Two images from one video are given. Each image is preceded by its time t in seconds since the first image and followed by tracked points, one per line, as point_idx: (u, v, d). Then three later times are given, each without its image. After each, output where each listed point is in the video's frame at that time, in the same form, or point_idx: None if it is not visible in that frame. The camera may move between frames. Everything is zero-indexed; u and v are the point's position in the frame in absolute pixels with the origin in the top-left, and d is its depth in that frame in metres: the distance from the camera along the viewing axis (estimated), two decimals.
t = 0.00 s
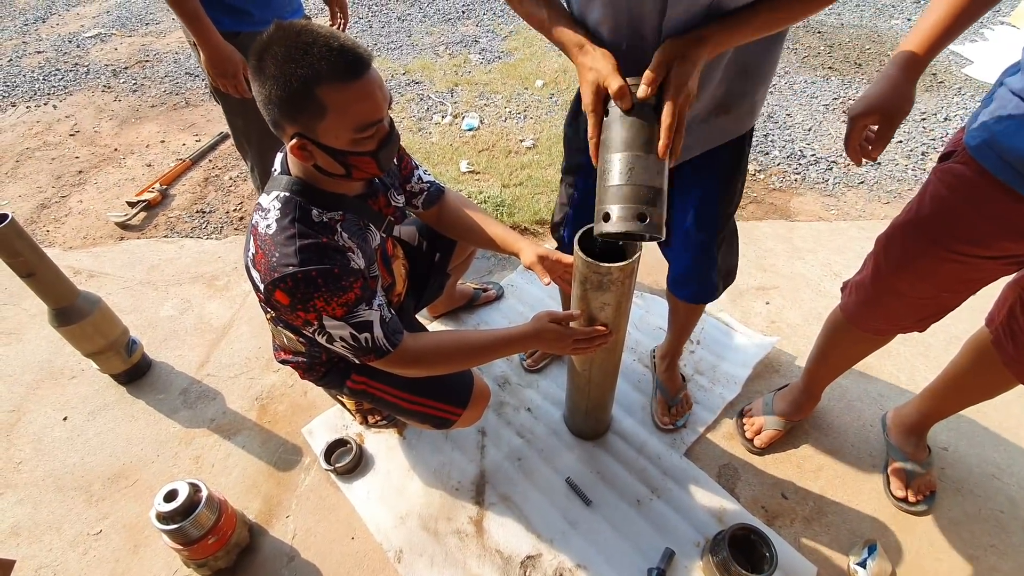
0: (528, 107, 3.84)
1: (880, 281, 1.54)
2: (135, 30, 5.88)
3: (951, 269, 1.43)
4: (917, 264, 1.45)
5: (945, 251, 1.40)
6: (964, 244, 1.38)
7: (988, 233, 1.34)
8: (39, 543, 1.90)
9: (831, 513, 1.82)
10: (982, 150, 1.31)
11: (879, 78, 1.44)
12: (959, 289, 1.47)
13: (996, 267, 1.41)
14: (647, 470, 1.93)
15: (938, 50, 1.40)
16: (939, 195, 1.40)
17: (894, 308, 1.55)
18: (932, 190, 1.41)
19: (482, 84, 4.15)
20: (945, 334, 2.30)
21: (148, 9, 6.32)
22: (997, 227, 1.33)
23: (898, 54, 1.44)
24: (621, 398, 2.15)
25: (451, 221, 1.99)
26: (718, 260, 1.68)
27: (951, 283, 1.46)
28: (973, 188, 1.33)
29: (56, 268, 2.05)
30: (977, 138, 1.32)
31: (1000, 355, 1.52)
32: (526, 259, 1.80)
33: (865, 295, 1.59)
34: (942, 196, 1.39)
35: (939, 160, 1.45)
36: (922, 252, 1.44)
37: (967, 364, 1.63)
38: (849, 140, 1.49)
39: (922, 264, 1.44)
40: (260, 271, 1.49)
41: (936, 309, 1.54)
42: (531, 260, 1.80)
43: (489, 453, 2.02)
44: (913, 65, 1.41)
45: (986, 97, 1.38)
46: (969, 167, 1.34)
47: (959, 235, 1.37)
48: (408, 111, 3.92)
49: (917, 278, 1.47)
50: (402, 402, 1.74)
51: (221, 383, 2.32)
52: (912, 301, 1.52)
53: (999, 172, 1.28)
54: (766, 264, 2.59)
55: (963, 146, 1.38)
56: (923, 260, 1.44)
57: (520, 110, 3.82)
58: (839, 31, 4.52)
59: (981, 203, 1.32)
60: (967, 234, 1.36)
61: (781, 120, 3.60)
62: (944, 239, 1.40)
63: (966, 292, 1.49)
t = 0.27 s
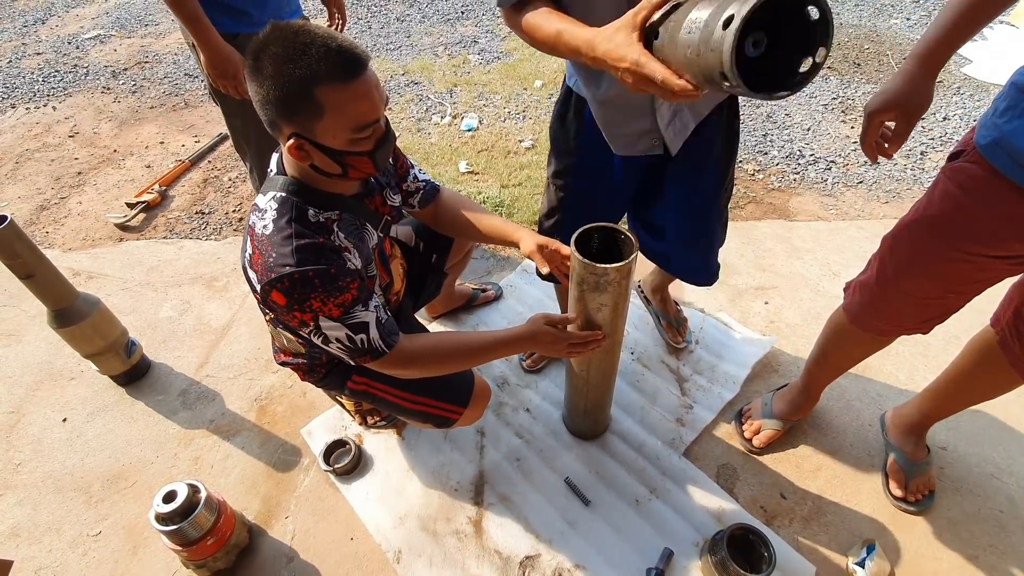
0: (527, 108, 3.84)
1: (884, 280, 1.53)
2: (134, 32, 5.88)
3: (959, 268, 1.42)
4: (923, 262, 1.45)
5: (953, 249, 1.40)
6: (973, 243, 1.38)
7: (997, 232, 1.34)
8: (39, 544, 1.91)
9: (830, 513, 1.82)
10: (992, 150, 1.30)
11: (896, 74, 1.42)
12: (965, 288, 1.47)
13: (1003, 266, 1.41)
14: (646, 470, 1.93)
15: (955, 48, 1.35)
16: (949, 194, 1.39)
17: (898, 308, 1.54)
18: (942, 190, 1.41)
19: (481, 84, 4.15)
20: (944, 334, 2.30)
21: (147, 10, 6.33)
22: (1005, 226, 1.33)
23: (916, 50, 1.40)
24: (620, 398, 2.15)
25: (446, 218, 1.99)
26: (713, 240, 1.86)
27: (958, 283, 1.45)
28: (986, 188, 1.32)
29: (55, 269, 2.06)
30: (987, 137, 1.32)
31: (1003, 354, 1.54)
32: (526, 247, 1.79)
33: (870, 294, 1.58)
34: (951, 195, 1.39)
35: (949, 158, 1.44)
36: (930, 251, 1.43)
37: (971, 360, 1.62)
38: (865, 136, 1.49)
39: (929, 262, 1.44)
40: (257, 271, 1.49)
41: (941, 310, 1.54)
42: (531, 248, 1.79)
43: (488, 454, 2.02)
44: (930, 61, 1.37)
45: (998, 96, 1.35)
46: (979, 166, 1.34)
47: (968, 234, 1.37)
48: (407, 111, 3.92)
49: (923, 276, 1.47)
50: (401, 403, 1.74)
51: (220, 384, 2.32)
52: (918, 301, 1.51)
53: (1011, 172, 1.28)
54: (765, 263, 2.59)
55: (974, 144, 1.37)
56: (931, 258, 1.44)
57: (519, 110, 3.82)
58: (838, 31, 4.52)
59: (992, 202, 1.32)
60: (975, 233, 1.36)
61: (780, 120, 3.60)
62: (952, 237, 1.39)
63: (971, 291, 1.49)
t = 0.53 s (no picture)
0: (524, 113, 3.86)
1: (889, 282, 1.53)
2: (132, 41, 5.91)
3: (965, 273, 1.42)
4: (926, 263, 1.45)
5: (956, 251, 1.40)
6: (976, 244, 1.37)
7: (1000, 234, 1.34)
8: (38, 553, 1.91)
9: (827, 515, 1.82)
10: (998, 154, 1.31)
11: (907, 80, 1.40)
12: (968, 294, 1.46)
13: (1009, 271, 1.40)
14: (644, 474, 1.93)
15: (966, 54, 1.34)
16: (955, 199, 1.39)
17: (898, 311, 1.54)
18: (946, 194, 1.42)
19: (477, 90, 4.16)
20: (940, 336, 2.30)
21: (145, 19, 6.36)
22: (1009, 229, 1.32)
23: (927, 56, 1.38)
24: (617, 402, 2.15)
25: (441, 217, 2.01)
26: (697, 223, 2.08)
27: (961, 287, 1.45)
28: (992, 191, 1.33)
29: (53, 279, 2.06)
30: (993, 142, 1.33)
31: (1010, 360, 1.53)
32: (531, 221, 1.80)
33: (873, 297, 1.58)
34: (955, 199, 1.39)
35: (953, 164, 1.45)
36: (934, 253, 1.43)
37: (974, 364, 1.61)
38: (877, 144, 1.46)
39: (932, 263, 1.44)
40: (249, 279, 1.50)
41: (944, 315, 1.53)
42: (535, 223, 1.81)
43: (485, 459, 2.02)
44: (941, 66, 1.36)
45: (1007, 99, 1.35)
46: (983, 171, 1.34)
47: (972, 235, 1.37)
48: (404, 118, 3.94)
49: (925, 278, 1.46)
50: (398, 410, 1.74)
51: (219, 392, 2.32)
52: (920, 305, 1.51)
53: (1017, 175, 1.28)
54: (761, 266, 2.60)
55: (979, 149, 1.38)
56: (934, 260, 1.43)
57: (516, 116, 3.84)
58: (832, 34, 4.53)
59: (996, 204, 1.32)
60: (979, 234, 1.36)
61: (775, 123, 3.61)
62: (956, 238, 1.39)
63: (974, 297, 1.49)
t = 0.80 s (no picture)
0: (513, 132, 3.90)
1: (877, 294, 1.54)
2: (127, 71, 5.99)
3: (947, 285, 1.43)
4: (911, 275, 1.46)
5: (939, 263, 1.41)
6: (958, 256, 1.38)
7: (982, 245, 1.35)
8: None
9: (822, 527, 1.82)
10: (976, 168, 1.33)
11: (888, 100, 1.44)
12: (953, 305, 1.48)
13: (994, 284, 1.41)
14: (638, 491, 1.93)
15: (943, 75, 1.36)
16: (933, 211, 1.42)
17: (885, 324, 1.55)
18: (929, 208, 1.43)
19: (467, 111, 4.21)
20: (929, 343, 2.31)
21: (140, 50, 6.44)
22: (991, 241, 1.33)
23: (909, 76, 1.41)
24: (611, 418, 2.15)
25: (427, 237, 2.04)
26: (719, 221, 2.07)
27: (946, 299, 1.46)
28: (968, 202, 1.35)
29: (49, 311, 2.08)
30: (971, 155, 1.35)
31: (1000, 371, 1.55)
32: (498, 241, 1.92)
33: (862, 309, 1.59)
34: (938, 212, 1.41)
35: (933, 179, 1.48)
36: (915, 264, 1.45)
37: (964, 369, 1.63)
38: (862, 164, 1.51)
39: (916, 275, 1.45)
40: (244, 311, 1.51)
41: (928, 327, 1.54)
42: (502, 243, 1.93)
43: (480, 479, 2.02)
44: (920, 87, 1.38)
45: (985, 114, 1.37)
46: (963, 184, 1.36)
47: (955, 247, 1.38)
48: (396, 140, 3.98)
49: (911, 290, 1.48)
50: (389, 434, 1.74)
51: (214, 420, 2.33)
52: (906, 317, 1.52)
53: (993, 186, 1.29)
54: (751, 277, 2.62)
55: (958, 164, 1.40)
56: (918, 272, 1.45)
57: (506, 135, 3.88)
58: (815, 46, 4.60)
59: (976, 216, 1.34)
60: (961, 246, 1.37)
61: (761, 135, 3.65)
62: (939, 250, 1.40)
63: (959, 309, 1.50)
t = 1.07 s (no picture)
0: (505, 147, 3.93)
1: (862, 299, 1.57)
2: (122, 96, 6.03)
3: (932, 288, 1.44)
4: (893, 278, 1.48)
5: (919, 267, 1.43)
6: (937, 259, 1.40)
7: (960, 249, 1.36)
8: None
9: (821, 533, 1.81)
10: (952, 173, 1.34)
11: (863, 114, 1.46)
12: (939, 308, 1.49)
13: (977, 287, 1.42)
14: (636, 502, 1.93)
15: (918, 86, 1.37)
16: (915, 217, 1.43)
17: (871, 327, 1.57)
18: (908, 213, 1.45)
19: (459, 127, 4.25)
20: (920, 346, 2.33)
21: (134, 74, 6.49)
22: (969, 245, 1.34)
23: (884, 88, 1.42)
24: (608, 429, 2.15)
25: (419, 256, 2.05)
26: (706, 225, 2.13)
27: (929, 303, 1.48)
28: (947, 207, 1.36)
29: (46, 337, 2.07)
30: (948, 161, 1.36)
31: (989, 374, 1.57)
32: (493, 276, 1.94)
33: (849, 313, 1.61)
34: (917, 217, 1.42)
35: (913, 184, 1.49)
36: (900, 268, 1.47)
37: (951, 373, 1.66)
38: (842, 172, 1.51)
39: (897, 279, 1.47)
40: (242, 336, 1.52)
41: (916, 330, 1.56)
42: (497, 277, 1.94)
43: (478, 495, 2.01)
44: (893, 98, 1.40)
45: (961, 121, 1.38)
46: (940, 189, 1.37)
47: (933, 251, 1.39)
48: (388, 157, 4.01)
49: (894, 294, 1.50)
50: (386, 452, 1.74)
51: (210, 442, 2.32)
52: (892, 321, 1.54)
53: (971, 191, 1.30)
54: (743, 285, 2.63)
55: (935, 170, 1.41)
56: (900, 276, 1.47)
57: (497, 150, 3.91)
58: (799, 55, 4.65)
59: (953, 221, 1.35)
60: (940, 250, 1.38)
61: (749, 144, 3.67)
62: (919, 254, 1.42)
63: (946, 312, 1.51)
